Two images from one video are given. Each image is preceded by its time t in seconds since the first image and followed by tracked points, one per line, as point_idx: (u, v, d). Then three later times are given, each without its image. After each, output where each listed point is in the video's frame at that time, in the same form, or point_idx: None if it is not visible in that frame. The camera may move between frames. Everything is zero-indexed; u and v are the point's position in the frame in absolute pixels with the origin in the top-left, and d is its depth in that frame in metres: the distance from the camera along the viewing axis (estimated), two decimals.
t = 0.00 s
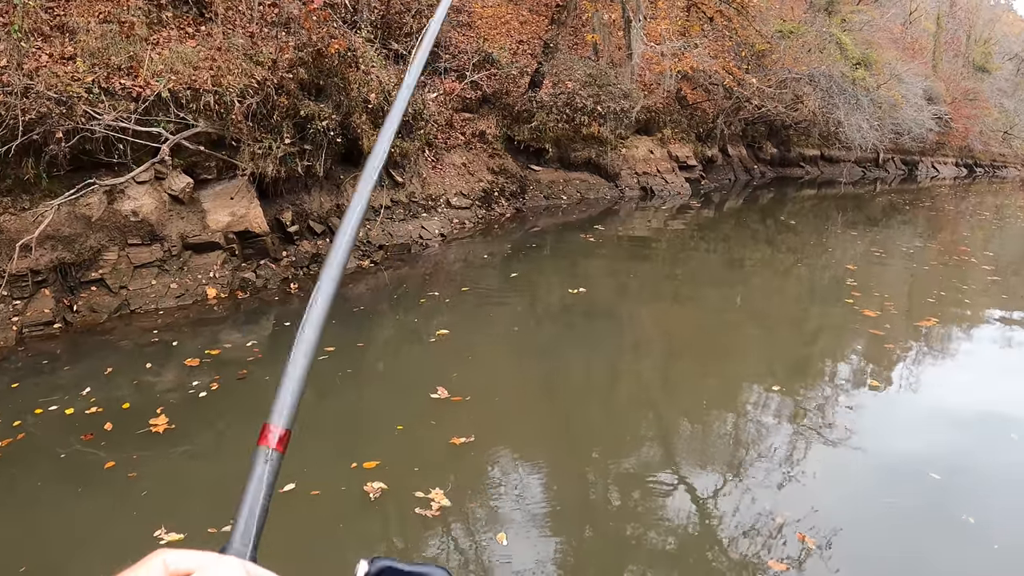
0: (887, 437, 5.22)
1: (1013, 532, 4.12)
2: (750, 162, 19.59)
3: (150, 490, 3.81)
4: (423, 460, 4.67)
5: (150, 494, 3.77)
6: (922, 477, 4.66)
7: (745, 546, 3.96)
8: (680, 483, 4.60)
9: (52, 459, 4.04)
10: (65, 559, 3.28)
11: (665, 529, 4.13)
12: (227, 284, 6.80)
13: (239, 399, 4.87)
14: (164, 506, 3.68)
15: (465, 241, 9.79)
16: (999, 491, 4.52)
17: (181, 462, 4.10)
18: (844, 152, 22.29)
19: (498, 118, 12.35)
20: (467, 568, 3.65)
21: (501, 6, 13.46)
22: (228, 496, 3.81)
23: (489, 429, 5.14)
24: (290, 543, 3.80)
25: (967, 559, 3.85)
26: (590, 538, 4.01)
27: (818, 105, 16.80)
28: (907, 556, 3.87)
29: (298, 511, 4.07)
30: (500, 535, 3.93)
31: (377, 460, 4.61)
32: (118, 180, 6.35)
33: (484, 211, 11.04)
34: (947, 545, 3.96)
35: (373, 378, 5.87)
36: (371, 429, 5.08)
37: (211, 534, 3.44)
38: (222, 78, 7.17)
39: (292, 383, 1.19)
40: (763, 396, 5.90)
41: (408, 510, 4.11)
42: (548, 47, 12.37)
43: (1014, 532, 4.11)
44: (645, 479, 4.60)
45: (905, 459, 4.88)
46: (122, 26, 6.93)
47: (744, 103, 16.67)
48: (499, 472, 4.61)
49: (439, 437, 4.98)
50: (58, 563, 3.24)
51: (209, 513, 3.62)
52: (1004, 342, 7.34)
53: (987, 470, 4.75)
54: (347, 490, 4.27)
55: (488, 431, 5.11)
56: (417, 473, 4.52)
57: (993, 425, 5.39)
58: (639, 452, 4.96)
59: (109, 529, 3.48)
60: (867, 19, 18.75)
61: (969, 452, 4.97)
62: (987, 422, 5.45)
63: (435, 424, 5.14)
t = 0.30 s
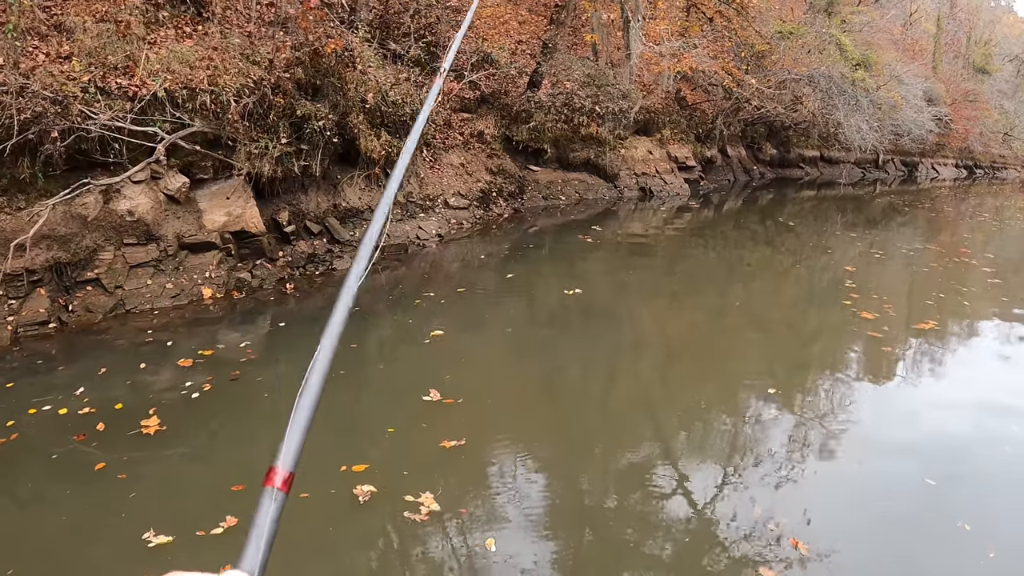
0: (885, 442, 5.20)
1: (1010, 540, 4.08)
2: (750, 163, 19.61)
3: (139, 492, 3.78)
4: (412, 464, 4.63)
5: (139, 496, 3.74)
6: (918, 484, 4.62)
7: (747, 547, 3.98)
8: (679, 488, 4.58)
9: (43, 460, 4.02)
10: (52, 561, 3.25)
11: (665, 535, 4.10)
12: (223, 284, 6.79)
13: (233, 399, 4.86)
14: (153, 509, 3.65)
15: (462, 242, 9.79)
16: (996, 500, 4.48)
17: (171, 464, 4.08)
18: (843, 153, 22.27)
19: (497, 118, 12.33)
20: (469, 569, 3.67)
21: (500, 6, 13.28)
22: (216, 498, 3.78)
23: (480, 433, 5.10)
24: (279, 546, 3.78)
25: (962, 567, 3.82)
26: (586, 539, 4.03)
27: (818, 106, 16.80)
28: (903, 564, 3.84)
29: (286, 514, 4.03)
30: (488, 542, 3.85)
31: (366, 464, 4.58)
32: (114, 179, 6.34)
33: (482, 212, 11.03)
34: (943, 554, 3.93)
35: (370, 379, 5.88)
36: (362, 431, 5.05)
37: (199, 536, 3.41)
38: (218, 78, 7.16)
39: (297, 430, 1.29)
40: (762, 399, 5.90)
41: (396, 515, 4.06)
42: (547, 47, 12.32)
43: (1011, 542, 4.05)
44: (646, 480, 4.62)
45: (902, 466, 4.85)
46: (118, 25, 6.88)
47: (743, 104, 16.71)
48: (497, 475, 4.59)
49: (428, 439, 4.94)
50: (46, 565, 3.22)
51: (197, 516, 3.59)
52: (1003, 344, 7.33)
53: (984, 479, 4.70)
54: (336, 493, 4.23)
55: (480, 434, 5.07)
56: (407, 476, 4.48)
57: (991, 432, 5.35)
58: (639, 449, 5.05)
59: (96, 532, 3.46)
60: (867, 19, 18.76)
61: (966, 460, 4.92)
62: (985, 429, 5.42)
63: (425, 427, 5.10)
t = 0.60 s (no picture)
0: (886, 445, 5.15)
1: (1007, 550, 3.99)
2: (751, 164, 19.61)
3: (129, 493, 3.77)
4: (402, 468, 4.57)
5: (129, 497, 3.72)
6: (917, 490, 4.55)
7: (744, 546, 4.00)
8: (680, 490, 4.57)
9: (34, 460, 4.01)
10: (40, 562, 3.24)
11: (665, 533, 4.11)
12: (219, 284, 6.79)
13: (226, 400, 4.85)
14: (143, 512, 3.63)
15: (461, 242, 9.78)
16: (996, 507, 4.41)
17: (161, 465, 4.07)
18: (845, 154, 22.23)
19: (497, 118, 12.30)
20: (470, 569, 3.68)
21: (501, 7, 13.22)
22: (205, 502, 3.75)
23: (472, 436, 5.04)
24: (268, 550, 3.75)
25: None
26: (585, 539, 4.02)
27: (819, 107, 16.78)
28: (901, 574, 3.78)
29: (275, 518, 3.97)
30: (477, 548, 3.82)
31: (355, 467, 4.52)
32: (111, 178, 6.33)
33: (482, 212, 11.01)
34: (941, 561, 3.87)
35: (367, 379, 5.87)
36: (352, 434, 4.99)
37: (188, 540, 3.39)
38: (215, 77, 7.14)
39: (286, 484, 1.60)
40: (762, 401, 5.88)
41: (383, 520, 4.00)
42: (547, 47, 12.35)
43: (1009, 551, 3.97)
44: (642, 482, 4.63)
45: (901, 470, 4.79)
46: (115, 24, 6.83)
47: (744, 105, 16.73)
48: (497, 477, 4.56)
49: (419, 443, 4.88)
50: (35, 566, 3.21)
51: (185, 519, 3.57)
52: (1003, 348, 7.29)
53: (984, 486, 4.63)
54: (325, 497, 4.17)
55: (472, 437, 5.01)
56: (396, 480, 4.42)
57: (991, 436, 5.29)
58: (642, 444, 5.13)
59: (85, 534, 3.44)
60: (869, 21, 18.72)
61: (966, 466, 4.86)
62: (986, 433, 5.35)
63: (416, 430, 5.04)
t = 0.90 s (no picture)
0: (889, 450, 5.07)
1: (1007, 558, 3.90)
2: (754, 164, 19.52)
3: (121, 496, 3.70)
4: (394, 472, 4.49)
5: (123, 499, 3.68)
6: (917, 497, 4.47)
7: (745, 549, 3.97)
8: (679, 492, 4.57)
9: (30, 460, 3.98)
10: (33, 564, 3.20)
11: (666, 534, 4.12)
12: (219, 283, 6.77)
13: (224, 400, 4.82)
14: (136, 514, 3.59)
15: (462, 241, 9.74)
16: (997, 512, 4.33)
17: (155, 466, 4.01)
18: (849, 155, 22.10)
19: (499, 118, 12.33)
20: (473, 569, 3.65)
21: (504, 6, 13.20)
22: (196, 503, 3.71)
23: (468, 440, 4.97)
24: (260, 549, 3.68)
25: None
26: (588, 541, 4.00)
27: (823, 107, 16.72)
28: None
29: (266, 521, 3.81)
30: (467, 555, 3.76)
31: (347, 470, 4.43)
32: (111, 177, 6.32)
33: (484, 212, 10.98)
34: (940, 568, 3.79)
35: (368, 375, 5.83)
36: (346, 436, 4.89)
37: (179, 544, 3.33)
38: (215, 76, 7.13)
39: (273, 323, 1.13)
40: (764, 405, 5.81)
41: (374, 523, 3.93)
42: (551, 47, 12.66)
43: (1011, 559, 3.88)
44: (645, 484, 4.63)
45: (903, 476, 4.71)
46: (116, 23, 6.84)
47: (748, 105, 16.64)
48: (501, 474, 4.60)
49: (413, 445, 4.81)
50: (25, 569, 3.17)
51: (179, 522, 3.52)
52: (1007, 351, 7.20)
53: (987, 493, 4.53)
54: (316, 500, 4.06)
55: (467, 441, 4.94)
56: (389, 485, 4.34)
57: (994, 442, 5.20)
58: (645, 449, 5.05)
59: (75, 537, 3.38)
60: (874, 21, 18.61)
61: (968, 470, 4.77)
62: (990, 437, 5.26)
63: (411, 432, 4.96)
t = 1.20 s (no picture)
0: (891, 454, 5.01)
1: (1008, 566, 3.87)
2: (759, 164, 19.40)
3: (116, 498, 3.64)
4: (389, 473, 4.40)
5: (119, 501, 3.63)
6: (918, 503, 4.39)
7: (747, 555, 3.94)
8: (684, 490, 4.56)
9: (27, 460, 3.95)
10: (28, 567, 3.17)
11: (666, 540, 4.07)
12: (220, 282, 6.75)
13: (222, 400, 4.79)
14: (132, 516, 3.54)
15: (464, 241, 9.71)
16: (1000, 521, 4.27)
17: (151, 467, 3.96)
18: (854, 155, 21.96)
19: (503, 117, 12.25)
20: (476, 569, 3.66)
21: (508, 5, 13.17)
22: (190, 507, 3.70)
23: (465, 443, 4.89)
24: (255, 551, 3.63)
25: None
26: (592, 543, 3.98)
27: (828, 107, 16.69)
28: None
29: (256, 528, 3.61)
30: (461, 560, 3.71)
31: (340, 472, 4.32)
32: (111, 176, 6.33)
33: (487, 211, 10.96)
34: None
35: (367, 373, 5.78)
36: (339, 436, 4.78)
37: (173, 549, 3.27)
38: (217, 74, 7.10)
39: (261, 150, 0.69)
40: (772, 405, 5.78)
41: (367, 526, 3.87)
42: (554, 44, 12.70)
43: (1011, 570, 3.82)
44: (650, 482, 4.63)
45: (906, 481, 4.64)
46: (117, 21, 6.79)
47: (752, 105, 16.58)
48: (505, 471, 4.60)
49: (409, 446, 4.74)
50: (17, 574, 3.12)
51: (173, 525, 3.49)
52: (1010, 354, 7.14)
53: (989, 502, 4.46)
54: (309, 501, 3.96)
55: (462, 442, 4.88)
56: (384, 486, 4.25)
57: (997, 447, 5.12)
58: (647, 446, 5.08)
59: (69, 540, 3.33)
60: (878, 21, 18.52)
61: (971, 477, 4.72)
62: (994, 442, 5.19)
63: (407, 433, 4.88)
